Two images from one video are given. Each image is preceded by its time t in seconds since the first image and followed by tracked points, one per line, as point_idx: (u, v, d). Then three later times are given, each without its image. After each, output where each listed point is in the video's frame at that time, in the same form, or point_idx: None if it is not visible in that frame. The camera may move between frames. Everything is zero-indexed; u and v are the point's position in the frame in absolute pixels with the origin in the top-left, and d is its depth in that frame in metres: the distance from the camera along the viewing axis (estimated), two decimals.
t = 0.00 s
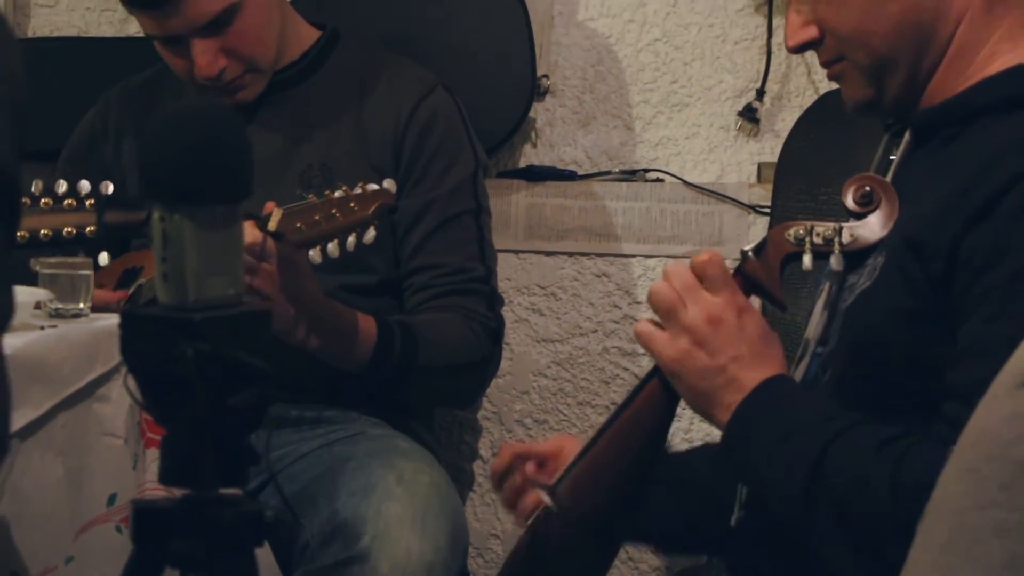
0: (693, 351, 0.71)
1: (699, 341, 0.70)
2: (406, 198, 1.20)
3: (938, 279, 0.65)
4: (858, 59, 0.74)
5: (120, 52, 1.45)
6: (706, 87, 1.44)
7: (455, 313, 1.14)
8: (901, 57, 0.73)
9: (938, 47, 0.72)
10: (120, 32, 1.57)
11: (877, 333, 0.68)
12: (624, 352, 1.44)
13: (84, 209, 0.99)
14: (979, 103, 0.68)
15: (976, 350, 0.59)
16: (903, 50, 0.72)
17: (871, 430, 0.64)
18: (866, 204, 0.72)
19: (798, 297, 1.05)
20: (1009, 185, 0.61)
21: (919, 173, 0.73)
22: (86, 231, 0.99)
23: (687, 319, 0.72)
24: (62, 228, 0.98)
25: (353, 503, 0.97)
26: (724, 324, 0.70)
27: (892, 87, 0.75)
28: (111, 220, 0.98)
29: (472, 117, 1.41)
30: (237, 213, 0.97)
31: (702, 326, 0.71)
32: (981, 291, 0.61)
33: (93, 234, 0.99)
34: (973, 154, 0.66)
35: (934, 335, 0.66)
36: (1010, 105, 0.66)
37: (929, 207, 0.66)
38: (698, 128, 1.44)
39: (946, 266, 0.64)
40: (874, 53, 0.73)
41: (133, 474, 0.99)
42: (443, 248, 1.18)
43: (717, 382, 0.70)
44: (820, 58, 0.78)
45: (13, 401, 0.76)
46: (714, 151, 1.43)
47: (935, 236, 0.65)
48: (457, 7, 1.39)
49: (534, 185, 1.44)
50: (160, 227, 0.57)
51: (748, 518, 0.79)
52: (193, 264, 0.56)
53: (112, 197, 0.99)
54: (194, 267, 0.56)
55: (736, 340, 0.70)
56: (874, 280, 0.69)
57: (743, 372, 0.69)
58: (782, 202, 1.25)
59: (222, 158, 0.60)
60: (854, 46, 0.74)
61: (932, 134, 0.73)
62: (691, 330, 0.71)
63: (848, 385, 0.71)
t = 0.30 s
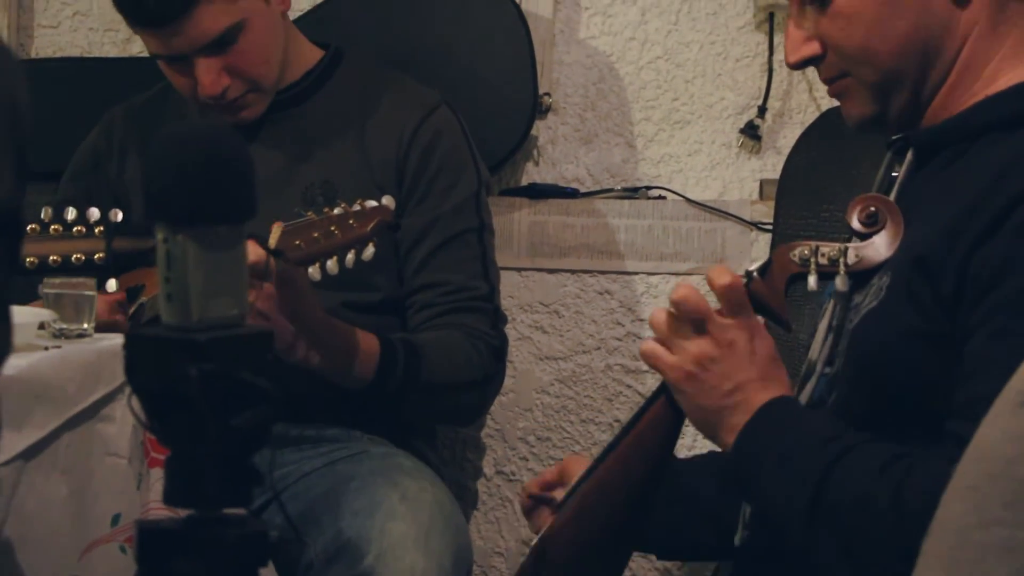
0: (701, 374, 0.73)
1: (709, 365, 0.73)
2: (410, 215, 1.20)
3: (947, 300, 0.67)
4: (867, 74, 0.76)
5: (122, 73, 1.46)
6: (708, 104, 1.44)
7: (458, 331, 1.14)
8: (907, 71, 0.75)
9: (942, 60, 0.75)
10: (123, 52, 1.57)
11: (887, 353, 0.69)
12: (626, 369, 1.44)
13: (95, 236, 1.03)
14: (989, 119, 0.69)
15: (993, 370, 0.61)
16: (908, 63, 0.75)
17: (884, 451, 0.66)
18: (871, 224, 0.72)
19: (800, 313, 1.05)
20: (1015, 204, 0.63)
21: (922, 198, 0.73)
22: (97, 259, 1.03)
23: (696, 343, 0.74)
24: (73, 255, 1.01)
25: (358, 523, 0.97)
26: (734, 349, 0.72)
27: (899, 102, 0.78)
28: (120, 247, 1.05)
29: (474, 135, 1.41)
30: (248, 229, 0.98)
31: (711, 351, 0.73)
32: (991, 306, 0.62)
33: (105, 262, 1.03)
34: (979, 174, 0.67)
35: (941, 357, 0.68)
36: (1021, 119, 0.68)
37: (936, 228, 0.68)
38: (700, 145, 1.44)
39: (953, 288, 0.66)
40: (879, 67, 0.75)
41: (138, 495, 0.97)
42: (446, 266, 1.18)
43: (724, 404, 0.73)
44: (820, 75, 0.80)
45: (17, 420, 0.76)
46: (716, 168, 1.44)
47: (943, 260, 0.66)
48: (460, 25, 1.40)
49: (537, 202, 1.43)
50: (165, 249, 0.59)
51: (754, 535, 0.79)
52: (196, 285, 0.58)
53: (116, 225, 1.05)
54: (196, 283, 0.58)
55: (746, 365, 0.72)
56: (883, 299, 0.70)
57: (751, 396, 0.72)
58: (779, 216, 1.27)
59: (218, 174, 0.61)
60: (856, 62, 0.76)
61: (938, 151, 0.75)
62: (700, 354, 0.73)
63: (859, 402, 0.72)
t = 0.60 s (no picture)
0: (704, 399, 0.74)
1: (710, 389, 0.73)
2: (413, 237, 1.20)
3: (942, 321, 0.67)
4: (847, 110, 0.76)
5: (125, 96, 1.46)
6: (709, 126, 1.45)
7: (462, 353, 1.14)
8: (888, 103, 0.75)
9: (922, 95, 0.75)
10: (126, 75, 1.58)
11: (887, 377, 0.69)
12: (629, 393, 1.43)
13: (90, 250, 0.99)
14: (979, 143, 0.70)
15: (984, 386, 0.60)
16: (890, 94, 0.75)
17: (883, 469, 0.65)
18: (868, 250, 0.72)
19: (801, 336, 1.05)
20: (1009, 221, 0.63)
21: (914, 225, 0.74)
22: (95, 273, 0.99)
23: (698, 364, 0.74)
24: (70, 269, 0.98)
25: (360, 547, 0.97)
26: (734, 371, 0.72)
27: (881, 137, 0.78)
28: (118, 261, 1.00)
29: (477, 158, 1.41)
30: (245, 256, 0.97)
31: (713, 373, 0.73)
32: (982, 326, 0.62)
33: (100, 274, 0.99)
34: (977, 194, 0.67)
35: (937, 376, 0.68)
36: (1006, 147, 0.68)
37: (933, 248, 0.68)
38: (702, 167, 1.44)
39: (946, 309, 0.66)
40: (860, 100, 0.75)
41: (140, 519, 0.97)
42: (448, 288, 1.18)
43: (725, 429, 0.72)
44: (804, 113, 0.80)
45: (21, 445, 0.76)
46: (717, 191, 1.44)
47: (939, 280, 0.66)
48: (461, 48, 1.40)
49: (540, 225, 1.44)
50: (166, 273, 0.59)
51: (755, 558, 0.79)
52: (198, 310, 0.58)
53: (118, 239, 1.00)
54: (198, 314, 0.57)
55: (746, 390, 0.72)
56: (877, 325, 0.70)
57: (749, 421, 0.72)
58: (780, 240, 1.26)
59: (226, 211, 0.60)
60: (839, 95, 0.76)
61: (934, 175, 0.74)
62: (702, 375, 0.74)
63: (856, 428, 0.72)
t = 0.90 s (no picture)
0: (702, 392, 0.74)
1: (709, 382, 0.74)
2: (417, 251, 1.20)
3: (938, 314, 0.67)
4: (843, 118, 0.76)
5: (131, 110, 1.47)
6: (713, 138, 1.45)
7: (467, 367, 1.14)
8: (880, 111, 0.75)
9: (915, 100, 0.75)
10: (130, 89, 1.59)
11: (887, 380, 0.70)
12: (634, 405, 1.44)
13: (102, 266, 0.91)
14: (969, 149, 0.70)
15: (973, 375, 0.61)
16: (883, 102, 0.75)
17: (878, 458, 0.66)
18: (863, 257, 0.73)
19: (803, 349, 1.05)
20: (1006, 210, 0.63)
21: (911, 232, 0.74)
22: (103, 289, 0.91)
23: (695, 360, 0.75)
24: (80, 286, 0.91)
25: (364, 561, 0.96)
26: (732, 363, 0.73)
27: (875, 146, 0.78)
28: (129, 276, 0.91)
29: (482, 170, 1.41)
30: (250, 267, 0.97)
31: (710, 366, 0.74)
32: (978, 318, 0.62)
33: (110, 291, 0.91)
34: (974, 198, 0.67)
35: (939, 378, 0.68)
36: (996, 151, 0.68)
37: (930, 248, 0.69)
38: (706, 179, 1.45)
39: (943, 301, 0.66)
40: (855, 109, 0.75)
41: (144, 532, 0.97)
42: (452, 301, 1.18)
43: (726, 422, 0.72)
44: (800, 124, 0.80)
45: (26, 459, 0.76)
46: (721, 203, 1.44)
47: (934, 279, 0.67)
48: (466, 60, 1.41)
49: (544, 237, 1.44)
50: (170, 285, 0.57)
51: (761, 571, 0.78)
52: (202, 324, 0.57)
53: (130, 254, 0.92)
54: (203, 327, 0.57)
55: (744, 382, 0.73)
56: (875, 328, 0.72)
57: (749, 413, 0.71)
58: (786, 250, 1.27)
59: (241, 218, 0.62)
60: (832, 104, 0.76)
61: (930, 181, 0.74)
62: (700, 369, 0.74)
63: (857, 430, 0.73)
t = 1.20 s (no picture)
0: (701, 407, 0.78)
1: (707, 398, 0.78)
2: (435, 269, 1.21)
3: (925, 310, 0.68)
4: (844, 140, 0.77)
5: (148, 128, 1.47)
6: (729, 152, 1.45)
7: (485, 385, 1.14)
8: (878, 137, 0.76)
9: (906, 127, 0.75)
10: (149, 108, 1.59)
11: (884, 382, 0.70)
12: (652, 420, 1.44)
13: (121, 285, 0.98)
14: (969, 157, 0.70)
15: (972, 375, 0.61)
16: (880, 129, 0.75)
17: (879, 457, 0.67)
18: (858, 270, 0.81)
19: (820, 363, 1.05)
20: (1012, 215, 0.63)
21: (913, 238, 0.74)
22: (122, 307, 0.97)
23: (694, 377, 0.79)
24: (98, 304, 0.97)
25: None
26: (728, 378, 0.78)
27: (875, 166, 0.78)
28: (146, 295, 0.97)
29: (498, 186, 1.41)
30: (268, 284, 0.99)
31: (709, 383, 0.78)
32: (957, 313, 0.64)
33: (129, 308, 0.97)
34: (979, 201, 0.67)
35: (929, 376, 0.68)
36: (1001, 155, 0.69)
37: (922, 249, 0.70)
38: (722, 194, 1.45)
39: (931, 296, 0.67)
40: (851, 135, 0.76)
41: (164, 552, 0.98)
42: (470, 319, 1.18)
43: (724, 435, 0.75)
44: (811, 145, 0.81)
45: (48, 479, 0.76)
46: (738, 217, 1.44)
47: (938, 283, 0.67)
48: (481, 76, 1.41)
49: (560, 253, 1.44)
50: (189, 306, 0.59)
51: None
52: (222, 346, 0.58)
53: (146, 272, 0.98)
54: (221, 347, 0.57)
55: (741, 396, 0.76)
56: (873, 334, 0.72)
57: (747, 425, 0.74)
58: (802, 264, 1.26)
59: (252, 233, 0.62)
60: (833, 130, 0.77)
61: (924, 200, 0.75)
62: (698, 386, 0.79)
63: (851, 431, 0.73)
